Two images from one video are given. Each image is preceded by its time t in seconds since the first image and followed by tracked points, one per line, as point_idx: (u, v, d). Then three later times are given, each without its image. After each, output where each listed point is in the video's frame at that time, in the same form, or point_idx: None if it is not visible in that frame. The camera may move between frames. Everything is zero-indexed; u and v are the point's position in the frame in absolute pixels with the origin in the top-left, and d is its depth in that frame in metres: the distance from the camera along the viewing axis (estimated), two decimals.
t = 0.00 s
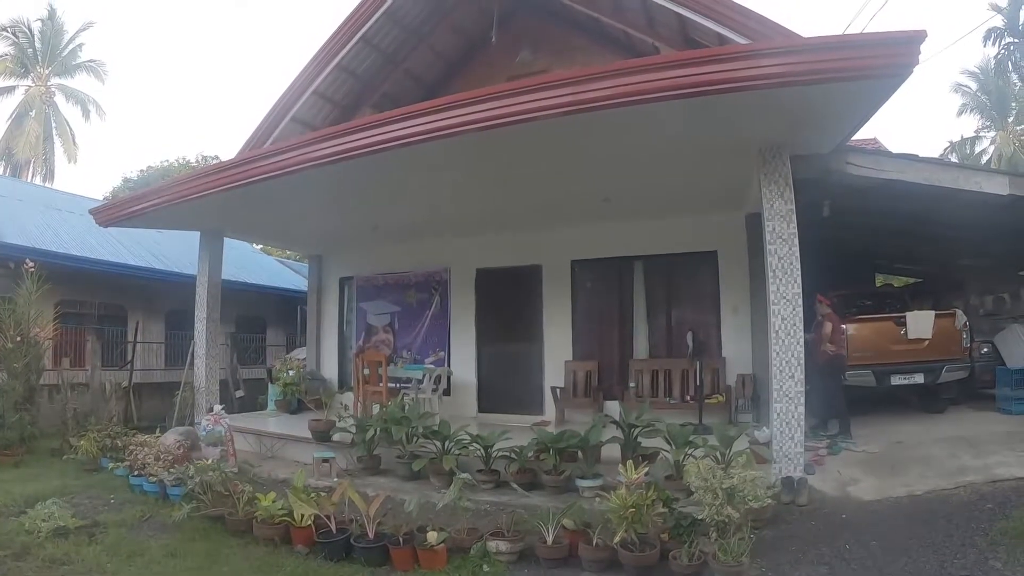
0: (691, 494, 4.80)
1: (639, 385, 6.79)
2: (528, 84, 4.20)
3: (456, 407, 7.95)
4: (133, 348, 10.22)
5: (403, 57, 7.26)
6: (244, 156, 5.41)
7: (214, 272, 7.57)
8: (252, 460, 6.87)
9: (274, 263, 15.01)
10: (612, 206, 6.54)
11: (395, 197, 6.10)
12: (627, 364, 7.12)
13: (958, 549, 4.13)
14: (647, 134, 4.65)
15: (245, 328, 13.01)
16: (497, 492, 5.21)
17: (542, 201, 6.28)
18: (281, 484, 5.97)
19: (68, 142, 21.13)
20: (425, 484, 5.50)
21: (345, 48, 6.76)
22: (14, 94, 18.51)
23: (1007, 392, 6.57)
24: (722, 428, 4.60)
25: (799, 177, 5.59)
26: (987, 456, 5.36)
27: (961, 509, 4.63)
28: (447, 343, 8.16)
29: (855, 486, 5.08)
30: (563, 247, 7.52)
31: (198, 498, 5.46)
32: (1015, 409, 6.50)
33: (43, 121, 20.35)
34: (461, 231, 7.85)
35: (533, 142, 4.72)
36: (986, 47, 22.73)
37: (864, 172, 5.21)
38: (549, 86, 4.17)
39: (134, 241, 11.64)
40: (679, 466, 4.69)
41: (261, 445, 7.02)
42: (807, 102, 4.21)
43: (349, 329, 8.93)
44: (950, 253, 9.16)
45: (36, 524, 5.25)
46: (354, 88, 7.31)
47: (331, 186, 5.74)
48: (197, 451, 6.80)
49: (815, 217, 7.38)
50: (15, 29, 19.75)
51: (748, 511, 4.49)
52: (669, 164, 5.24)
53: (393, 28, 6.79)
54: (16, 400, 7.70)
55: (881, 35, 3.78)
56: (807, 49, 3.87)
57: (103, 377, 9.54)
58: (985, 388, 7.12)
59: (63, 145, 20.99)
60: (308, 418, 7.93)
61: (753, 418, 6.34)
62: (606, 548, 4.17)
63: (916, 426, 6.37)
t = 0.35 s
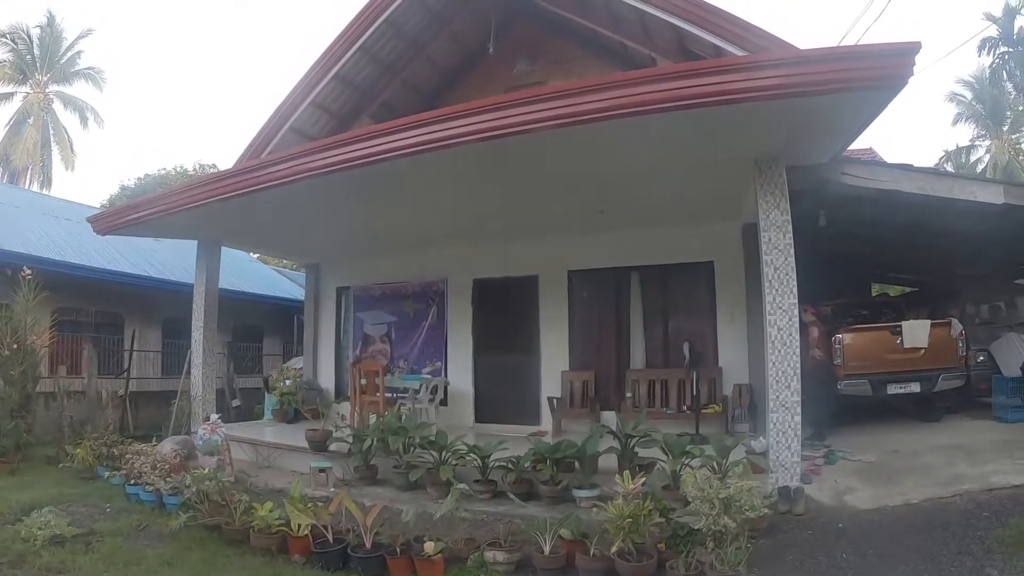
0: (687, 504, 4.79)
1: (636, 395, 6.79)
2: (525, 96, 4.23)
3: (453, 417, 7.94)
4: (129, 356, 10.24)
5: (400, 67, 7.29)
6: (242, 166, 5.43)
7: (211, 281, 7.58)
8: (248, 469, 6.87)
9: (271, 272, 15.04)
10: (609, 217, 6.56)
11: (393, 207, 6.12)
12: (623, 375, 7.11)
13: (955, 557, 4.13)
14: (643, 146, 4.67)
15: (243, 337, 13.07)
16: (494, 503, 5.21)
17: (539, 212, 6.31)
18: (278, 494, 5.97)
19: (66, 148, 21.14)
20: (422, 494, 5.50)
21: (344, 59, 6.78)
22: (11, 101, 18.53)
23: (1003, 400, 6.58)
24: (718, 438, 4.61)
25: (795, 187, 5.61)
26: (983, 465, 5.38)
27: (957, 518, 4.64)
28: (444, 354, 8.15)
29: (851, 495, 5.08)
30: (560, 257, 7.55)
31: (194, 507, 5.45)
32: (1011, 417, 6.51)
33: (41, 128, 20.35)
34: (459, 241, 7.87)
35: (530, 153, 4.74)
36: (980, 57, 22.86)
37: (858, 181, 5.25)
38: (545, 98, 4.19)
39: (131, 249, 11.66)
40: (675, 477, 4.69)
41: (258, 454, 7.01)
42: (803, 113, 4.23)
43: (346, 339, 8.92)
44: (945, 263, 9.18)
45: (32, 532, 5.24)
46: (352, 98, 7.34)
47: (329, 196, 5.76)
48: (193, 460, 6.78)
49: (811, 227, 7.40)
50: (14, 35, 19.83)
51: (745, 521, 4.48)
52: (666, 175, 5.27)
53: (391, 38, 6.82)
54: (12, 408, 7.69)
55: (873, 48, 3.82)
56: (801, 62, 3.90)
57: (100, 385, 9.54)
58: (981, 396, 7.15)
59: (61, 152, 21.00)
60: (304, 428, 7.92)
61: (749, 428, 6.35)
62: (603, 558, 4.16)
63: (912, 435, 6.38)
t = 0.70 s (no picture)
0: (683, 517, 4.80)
1: (633, 407, 6.77)
2: (524, 111, 4.27)
3: (449, 429, 7.94)
4: (126, 364, 10.29)
5: (400, 79, 7.33)
6: (241, 176, 5.46)
7: (209, 291, 7.60)
8: (244, 479, 6.87)
9: (268, 282, 15.10)
10: (607, 229, 6.59)
11: (391, 218, 6.15)
12: (620, 388, 7.13)
13: (950, 570, 4.15)
14: (641, 159, 4.70)
15: (239, 347, 13.16)
16: (490, 515, 5.21)
17: (538, 224, 6.34)
18: (275, 503, 5.97)
19: (65, 154, 21.17)
20: (419, 506, 5.50)
21: (344, 69, 6.81)
22: (11, 105, 18.56)
23: (998, 413, 6.64)
24: (714, 451, 4.63)
25: (791, 201, 5.64)
26: (979, 477, 5.39)
27: (953, 530, 4.66)
28: (441, 365, 8.16)
29: (847, 508, 5.09)
30: (558, 269, 7.59)
31: (190, 516, 5.46)
32: (1006, 429, 6.55)
33: (40, 133, 20.37)
34: (457, 252, 7.91)
35: (528, 166, 4.77)
36: (976, 71, 22.99)
37: (854, 196, 5.27)
38: (544, 113, 4.24)
39: (128, 256, 11.69)
40: (671, 490, 4.70)
41: (254, 464, 7.02)
42: (799, 129, 4.27)
43: (343, 349, 8.93)
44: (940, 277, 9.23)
45: (28, 539, 5.24)
46: (352, 109, 7.37)
47: (328, 206, 5.78)
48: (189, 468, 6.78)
49: (807, 241, 7.45)
50: (15, 40, 19.91)
51: (740, 534, 4.48)
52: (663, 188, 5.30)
53: (391, 50, 6.86)
54: (8, 414, 7.68)
55: (869, 65, 3.85)
56: (798, 79, 3.93)
57: (95, 392, 9.54)
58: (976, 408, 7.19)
59: (60, 157, 21.02)
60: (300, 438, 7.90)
61: (745, 442, 6.38)
62: (599, 572, 4.16)
63: (908, 448, 6.40)
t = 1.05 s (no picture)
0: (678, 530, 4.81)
1: (629, 420, 6.73)
2: (525, 125, 4.31)
3: (445, 440, 7.95)
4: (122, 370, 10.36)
5: (400, 89, 7.37)
6: (242, 186, 5.51)
7: (207, 300, 7.62)
8: (241, 488, 6.88)
9: (267, 291, 15.15)
10: (605, 242, 6.63)
11: (390, 228, 6.18)
12: (617, 400, 7.15)
13: None
14: (638, 173, 4.74)
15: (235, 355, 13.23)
16: (486, 526, 5.22)
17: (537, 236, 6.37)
18: (270, 512, 5.97)
19: (65, 159, 21.20)
20: (415, 516, 5.52)
21: (345, 79, 6.85)
22: (12, 109, 18.59)
23: (993, 426, 6.70)
24: (710, 463, 4.67)
25: (787, 215, 5.68)
26: (974, 491, 5.41)
27: (947, 543, 4.68)
28: (438, 376, 8.18)
29: (842, 520, 5.10)
30: (555, 280, 7.63)
31: (187, 524, 5.47)
32: (1001, 442, 6.59)
33: (40, 137, 20.41)
34: (455, 263, 7.95)
35: (526, 178, 4.81)
36: (973, 86, 23.11)
37: (850, 211, 5.33)
38: (543, 127, 4.29)
39: (126, 262, 11.73)
40: (667, 502, 4.71)
41: (250, 473, 7.03)
42: (795, 145, 4.31)
43: (340, 359, 8.96)
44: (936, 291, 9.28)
45: (23, 545, 5.23)
46: (352, 118, 7.40)
47: (327, 216, 5.82)
48: (185, 476, 6.77)
49: (803, 255, 7.49)
50: (17, 44, 19.98)
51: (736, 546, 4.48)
52: (660, 202, 5.34)
53: (391, 61, 6.91)
54: (4, 419, 7.68)
55: (864, 82, 3.89)
56: (796, 95, 3.97)
57: (92, 398, 9.55)
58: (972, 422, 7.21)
59: (59, 162, 21.05)
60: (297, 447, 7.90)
61: (740, 455, 6.40)
62: None
63: (903, 461, 6.42)
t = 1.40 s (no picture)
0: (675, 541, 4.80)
1: (626, 432, 6.80)
2: (525, 138, 4.35)
3: (443, 451, 7.93)
4: (119, 376, 10.36)
5: (400, 100, 7.40)
6: (242, 195, 5.54)
7: (206, 308, 7.63)
8: (238, 496, 6.88)
9: (265, 300, 15.17)
10: (603, 254, 6.65)
11: (389, 239, 6.20)
12: (614, 411, 7.17)
13: None
14: (637, 185, 4.77)
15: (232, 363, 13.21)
16: (484, 536, 5.23)
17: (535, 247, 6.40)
18: (267, 521, 5.97)
19: (64, 165, 21.22)
20: (412, 526, 5.53)
21: (345, 89, 6.89)
22: (11, 114, 18.61)
23: (990, 437, 6.70)
24: (707, 475, 4.69)
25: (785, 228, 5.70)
26: (971, 503, 5.42)
27: (944, 554, 4.69)
28: (436, 386, 8.18)
29: (839, 532, 5.10)
30: (554, 291, 7.65)
31: (184, 531, 5.47)
32: (998, 454, 6.61)
33: (39, 142, 20.43)
34: (453, 274, 7.97)
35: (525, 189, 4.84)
36: (969, 99, 23.20)
37: (847, 224, 5.36)
38: (542, 140, 4.33)
39: (125, 268, 11.75)
40: (664, 513, 4.70)
41: (247, 481, 7.04)
42: (793, 159, 4.35)
43: (337, 369, 8.96)
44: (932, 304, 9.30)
45: (19, 551, 5.21)
46: (352, 128, 7.43)
47: (326, 226, 5.84)
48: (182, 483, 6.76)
49: (800, 267, 7.53)
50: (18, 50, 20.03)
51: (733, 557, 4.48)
52: (658, 215, 5.37)
53: (392, 72, 6.95)
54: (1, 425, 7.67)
55: (861, 98, 3.93)
56: (794, 110, 4.01)
57: (89, 404, 9.54)
58: (970, 434, 7.23)
59: (59, 168, 21.08)
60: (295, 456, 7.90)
61: (737, 466, 6.42)
62: None
63: (900, 473, 6.43)
